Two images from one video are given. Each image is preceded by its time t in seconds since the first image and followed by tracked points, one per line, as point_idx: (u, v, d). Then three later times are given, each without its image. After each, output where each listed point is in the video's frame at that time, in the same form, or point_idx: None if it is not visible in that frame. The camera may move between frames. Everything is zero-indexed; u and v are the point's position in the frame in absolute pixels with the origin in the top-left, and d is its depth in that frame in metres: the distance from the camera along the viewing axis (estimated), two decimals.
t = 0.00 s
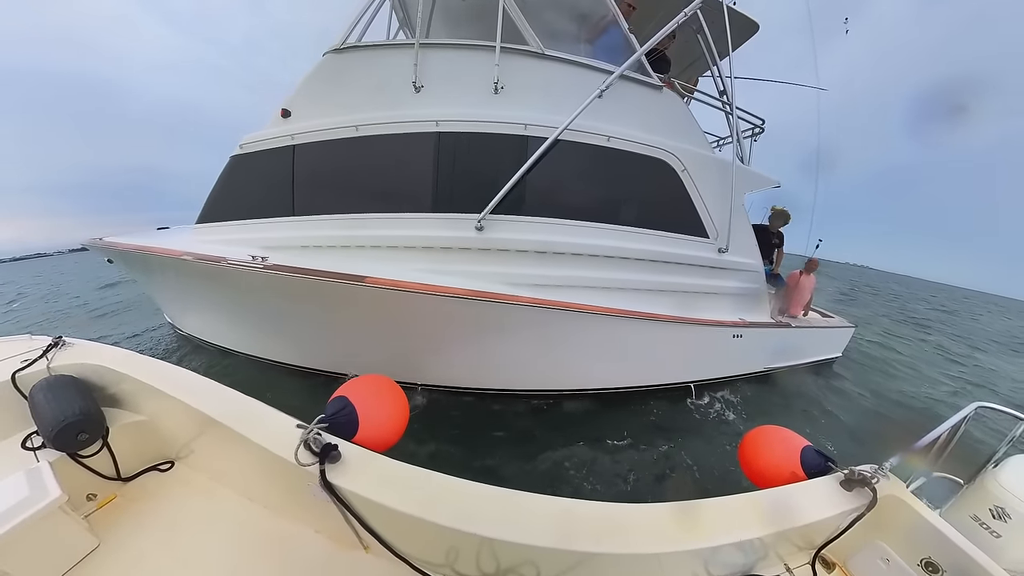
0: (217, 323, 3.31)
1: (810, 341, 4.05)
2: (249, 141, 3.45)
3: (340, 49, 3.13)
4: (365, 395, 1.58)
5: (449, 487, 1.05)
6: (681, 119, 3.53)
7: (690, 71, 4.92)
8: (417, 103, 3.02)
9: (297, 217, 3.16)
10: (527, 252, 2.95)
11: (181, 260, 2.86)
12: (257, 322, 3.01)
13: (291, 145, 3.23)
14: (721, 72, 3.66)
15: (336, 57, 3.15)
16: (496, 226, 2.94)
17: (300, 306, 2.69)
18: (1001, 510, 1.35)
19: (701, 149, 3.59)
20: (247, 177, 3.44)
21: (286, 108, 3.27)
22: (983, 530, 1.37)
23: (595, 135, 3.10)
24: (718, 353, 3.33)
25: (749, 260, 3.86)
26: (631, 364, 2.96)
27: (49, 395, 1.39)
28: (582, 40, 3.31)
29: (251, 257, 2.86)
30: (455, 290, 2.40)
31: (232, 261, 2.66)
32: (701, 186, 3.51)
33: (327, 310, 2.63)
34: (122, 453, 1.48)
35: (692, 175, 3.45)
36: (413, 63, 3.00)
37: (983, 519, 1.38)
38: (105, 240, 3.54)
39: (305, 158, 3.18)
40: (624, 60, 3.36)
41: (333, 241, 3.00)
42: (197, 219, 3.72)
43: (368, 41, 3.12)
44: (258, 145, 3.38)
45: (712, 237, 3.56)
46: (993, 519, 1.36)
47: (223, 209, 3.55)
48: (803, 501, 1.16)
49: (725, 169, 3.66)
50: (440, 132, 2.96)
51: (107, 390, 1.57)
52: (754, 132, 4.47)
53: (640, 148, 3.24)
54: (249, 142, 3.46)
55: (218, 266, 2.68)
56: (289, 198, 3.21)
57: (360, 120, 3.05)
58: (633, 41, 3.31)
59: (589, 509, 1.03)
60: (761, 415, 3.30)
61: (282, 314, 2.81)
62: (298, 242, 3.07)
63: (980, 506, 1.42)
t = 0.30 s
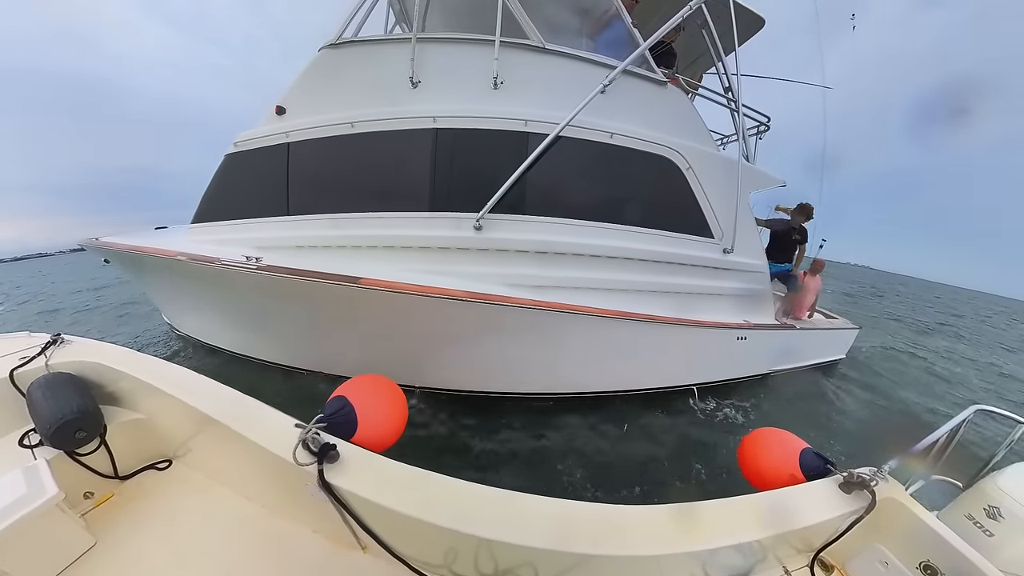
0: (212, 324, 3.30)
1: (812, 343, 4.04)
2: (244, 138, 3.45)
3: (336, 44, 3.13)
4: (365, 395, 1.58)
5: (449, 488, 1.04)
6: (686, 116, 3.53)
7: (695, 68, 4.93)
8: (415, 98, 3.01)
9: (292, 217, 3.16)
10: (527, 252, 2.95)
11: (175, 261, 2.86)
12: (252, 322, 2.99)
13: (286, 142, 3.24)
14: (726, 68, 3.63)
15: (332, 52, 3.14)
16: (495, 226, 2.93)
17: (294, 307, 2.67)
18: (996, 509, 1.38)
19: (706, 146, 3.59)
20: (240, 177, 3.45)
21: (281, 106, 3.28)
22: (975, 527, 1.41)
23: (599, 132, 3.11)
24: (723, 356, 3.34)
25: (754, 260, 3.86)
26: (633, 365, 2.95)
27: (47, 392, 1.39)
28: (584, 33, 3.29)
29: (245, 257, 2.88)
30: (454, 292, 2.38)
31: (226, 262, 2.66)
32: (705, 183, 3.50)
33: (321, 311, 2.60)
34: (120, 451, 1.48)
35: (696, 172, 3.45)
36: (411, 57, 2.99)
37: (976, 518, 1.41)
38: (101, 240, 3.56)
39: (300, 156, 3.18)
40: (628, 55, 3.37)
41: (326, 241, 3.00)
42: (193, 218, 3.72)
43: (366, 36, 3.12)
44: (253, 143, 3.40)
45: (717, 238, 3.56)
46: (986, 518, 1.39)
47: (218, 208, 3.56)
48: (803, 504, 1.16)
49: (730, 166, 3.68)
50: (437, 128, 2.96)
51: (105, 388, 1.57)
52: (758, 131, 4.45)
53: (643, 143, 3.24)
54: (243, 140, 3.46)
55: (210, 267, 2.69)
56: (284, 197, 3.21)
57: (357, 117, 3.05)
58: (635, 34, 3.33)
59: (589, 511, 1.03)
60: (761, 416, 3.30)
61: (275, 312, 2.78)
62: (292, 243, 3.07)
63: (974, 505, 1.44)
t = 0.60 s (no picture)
0: (212, 324, 3.31)
1: (815, 344, 4.02)
2: (242, 137, 3.45)
3: (335, 41, 3.13)
4: (364, 394, 1.58)
5: (448, 487, 1.05)
6: (689, 114, 3.53)
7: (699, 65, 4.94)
8: (415, 95, 3.01)
9: (291, 216, 3.17)
10: (528, 252, 2.95)
11: (173, 260, 2.86)
12: (252, 323, 3.00)
13: (283, 140, 3.24)
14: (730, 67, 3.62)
15: (332, 49, 3.15)
16: (496, 227, 2.94)
17: (292, 307, 2.67)
18: (989, 507, 1.40)
19: (710, 145, 3.60)
20: (236, 176, 3.46)
21: (280, 104, 3.28)
22: (968, 524, 1.43)
23: (604, 131, 3.11)
24: (726, 356, 3.35)
25: (757, 260, 3.86)
26: (633, 366, 2.95)
27: (47, 390, 1.40)
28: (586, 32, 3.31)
29: (241, 258, 2.89)
30: (455, 293, 2.36)
31: (224, 262, 2.67)
32: (709, 182, 3.51)
33: (321, 311, 2.60)
34: (120, 449, 1.48)
35: (700, 172, 3.46)
36: (411, 54, 2.99)
37: (970, 516, 1.43)
38: (100, 240, 3.56)
39: (298, 156, 3.18)
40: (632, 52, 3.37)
41: (323, 241, 3.00)
42: (193, 217, 3.73)
43: (366, 32, 3.12)
44: (250, 142, 3.41)
45: (721, 238, 3.57)
46: (979, 514, 1.41)
47: (215, 208, 3.57)
48: (800, 503, 1.16)
49: (735, 166, 3.69)
50: (437, 126, 2.96)
51: (105, 386, 1.57)
52: (763, 129, 4.41)
53: (649, 142, 3.24)
54: (242, 138, 3.46)
55: (208, 267, 2.68)
56: (282, 195, 3.22)
57: (357, 114, 3.06)
58: (639, 31, 3.28)
59: (587, 509, 1.03)
60: (761, 416, 3.31)
61: (275, 313, 2.78)
62: (291, 242, 3.07)
63: (968, 503, 1.46)
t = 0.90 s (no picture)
0: (213, 324, 3.31)
1: (820, 345, 3.97)
2: (244, 137, 3.46)
3: (337, 41, 3.14)
4: (366, 391, 1.60)
5: (449, 483, 1.06)
6: (692, 114, 3.53)
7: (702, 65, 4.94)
8: (417, 96, 3.02)
9: (293, 217, 3.17)
10: (530, 254, 2.95)
11: (174, 260, 2.87)
12: (254, 324, 3.00)
13: (285, 140, 3.25)
14: (733, 68, 3.61)
15: (334, 49, 3.15)
16: (499, 228, 2.94)
17: (292, 309, 2.67)
18: (982, 502, 1.41)
19: (713, 146, 3.61)
20: (236, 176, 3.48)
21: (282, 104, 3.29)
22: (961, 518, 1.45)
23: (608, 132, 3.12)
24: (727, 357, 3.24)
25: (760, 263, 3.87)
26: (639, 369, 2.85)
27: (49, 390, 1.41)
28: (588, 32, 3.32)
29: (243, 257, 2.90)
30: (459, 295, 2.33)
31: (225, 262, 2.68)
32: (712, 184, 3.52)
33: (322, 312, 2.60)
34: (123, 447, 1.50)
35: (703, 173, 3.47)
36: (414, 54, 2.99)
37: (963, 510, 1.45)
38: (101, 240, 3.57)
39: (299, 156, 3.20)
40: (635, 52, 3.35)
41: (324, 242, 3.02)
42: (194, 218, 3.74)
43: (367, 32, 3.12)
44: (252, 141, 3.42)
45: (724, 239, 3.58)
46: (972, 509, 1.42)
47: (216, 208, 3.58)
48: (798, 500, 1.17)
49: (739, 167, 3.70)
50: (440, 127, 2.97)
51: (107, 385, 1.58)
52: (766, 130, 4.41)
53: (652, 143, 3.26)
54: (243, 138, 3.48)
55: (210, 268, 2.68)
56: (284, 196, 3.23)
57: (358, 115, 3.07)
58: (643, 32, 3.27)
59: (587, 505, 1.04)
60: (761, 416, 3.32)
61: (277, 314, 2.79)
62: (293, 242, 3.08)
63: (962, 498, 1.47)
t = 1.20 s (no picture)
0: (215, 326, 3.32)
1: (823, 347, 3.96)
2: (247, 138, 3.49)
3: (340, 42, 3.15)
4: (368, 389, 1.61)
5: (451, 481, 1.07)
6: (697, 116, 3.53)
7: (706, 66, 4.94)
8: (421, 97, 3.03)
9: (296, 219, 3.19)
10: (535, 257, 2.96)
11: (176, 262, 2.89)
12: (256, 327, 3.01)
13: (288, 141, 3.27)
14: (737, 69, 3.61)
15: (337, 50, 3.16)
16: (503, 230, 2.94)
17: (295, 312, 2.69)
18: (981, 498, 1.42)
19: (717, 148, 3.61)
20: (238, 178, 3.50)
21: (285, 105, 3.31)
22: (960, 514, 1.45)
23: (612, 134, 3.13)
24: (735, 361, 3.28)
25: (766, 267, 3.86)
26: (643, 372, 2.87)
27: (55, 391, 1.42)
28: (593, 32, 3.31)
29: (246, 261, 2.85)
30: (462, 298, 2.32)
31: (227, 265, 2.68)
32: (716, 186, 3.52)
33: (326, 315, 2.61)
34: (129, 447, 1.51)
35: (708, 175, 3.47)
36: (418, 55, 3.00)
37: (962, 506, 1.45)
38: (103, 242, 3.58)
39: (301, 158, 3.22)
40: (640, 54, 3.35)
41: (326, 245, 3.03)
42: (195, 219, 3.76)
43: (369, 33, 3.13)
44: (254, 143, 3.43)
45: (729, 242, 3.58)
46: (971, 505, 1.43)
47: (219, 210, 3.59)
48: (798, 496, 1.18)
49: (744, 170, 3.70)
50: (444, 128, 2.98)
51: (112, 385, 1.60)
52: (769, 132, 4.43)
53: (656, 145, 3.26)
54: (244, 140, 3.49)
55: (213, 270, 2.69)
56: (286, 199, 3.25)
57: (361, 117, 3.08)
58: (648, 33, 3.29)
59: (588, 502, 1.05)
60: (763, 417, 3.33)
61: (281, 318, 2.80)
62: (296, 244, 3.10)
63: (961, 494, 1.48)
